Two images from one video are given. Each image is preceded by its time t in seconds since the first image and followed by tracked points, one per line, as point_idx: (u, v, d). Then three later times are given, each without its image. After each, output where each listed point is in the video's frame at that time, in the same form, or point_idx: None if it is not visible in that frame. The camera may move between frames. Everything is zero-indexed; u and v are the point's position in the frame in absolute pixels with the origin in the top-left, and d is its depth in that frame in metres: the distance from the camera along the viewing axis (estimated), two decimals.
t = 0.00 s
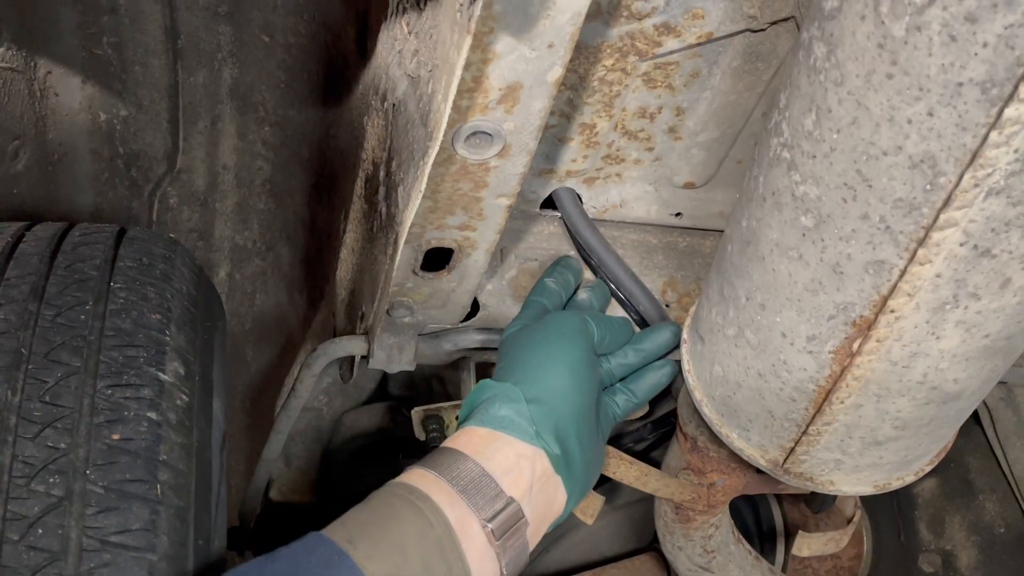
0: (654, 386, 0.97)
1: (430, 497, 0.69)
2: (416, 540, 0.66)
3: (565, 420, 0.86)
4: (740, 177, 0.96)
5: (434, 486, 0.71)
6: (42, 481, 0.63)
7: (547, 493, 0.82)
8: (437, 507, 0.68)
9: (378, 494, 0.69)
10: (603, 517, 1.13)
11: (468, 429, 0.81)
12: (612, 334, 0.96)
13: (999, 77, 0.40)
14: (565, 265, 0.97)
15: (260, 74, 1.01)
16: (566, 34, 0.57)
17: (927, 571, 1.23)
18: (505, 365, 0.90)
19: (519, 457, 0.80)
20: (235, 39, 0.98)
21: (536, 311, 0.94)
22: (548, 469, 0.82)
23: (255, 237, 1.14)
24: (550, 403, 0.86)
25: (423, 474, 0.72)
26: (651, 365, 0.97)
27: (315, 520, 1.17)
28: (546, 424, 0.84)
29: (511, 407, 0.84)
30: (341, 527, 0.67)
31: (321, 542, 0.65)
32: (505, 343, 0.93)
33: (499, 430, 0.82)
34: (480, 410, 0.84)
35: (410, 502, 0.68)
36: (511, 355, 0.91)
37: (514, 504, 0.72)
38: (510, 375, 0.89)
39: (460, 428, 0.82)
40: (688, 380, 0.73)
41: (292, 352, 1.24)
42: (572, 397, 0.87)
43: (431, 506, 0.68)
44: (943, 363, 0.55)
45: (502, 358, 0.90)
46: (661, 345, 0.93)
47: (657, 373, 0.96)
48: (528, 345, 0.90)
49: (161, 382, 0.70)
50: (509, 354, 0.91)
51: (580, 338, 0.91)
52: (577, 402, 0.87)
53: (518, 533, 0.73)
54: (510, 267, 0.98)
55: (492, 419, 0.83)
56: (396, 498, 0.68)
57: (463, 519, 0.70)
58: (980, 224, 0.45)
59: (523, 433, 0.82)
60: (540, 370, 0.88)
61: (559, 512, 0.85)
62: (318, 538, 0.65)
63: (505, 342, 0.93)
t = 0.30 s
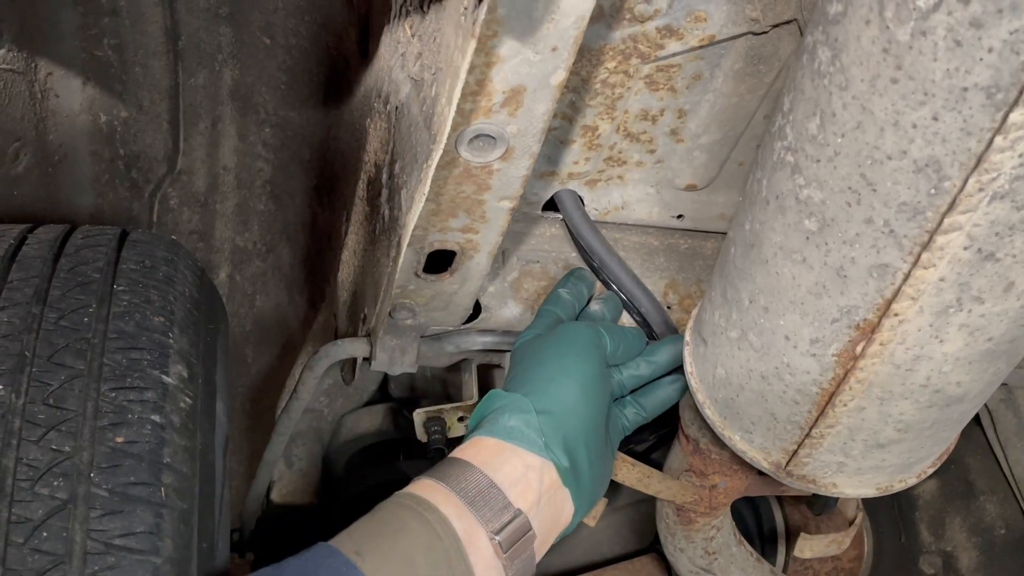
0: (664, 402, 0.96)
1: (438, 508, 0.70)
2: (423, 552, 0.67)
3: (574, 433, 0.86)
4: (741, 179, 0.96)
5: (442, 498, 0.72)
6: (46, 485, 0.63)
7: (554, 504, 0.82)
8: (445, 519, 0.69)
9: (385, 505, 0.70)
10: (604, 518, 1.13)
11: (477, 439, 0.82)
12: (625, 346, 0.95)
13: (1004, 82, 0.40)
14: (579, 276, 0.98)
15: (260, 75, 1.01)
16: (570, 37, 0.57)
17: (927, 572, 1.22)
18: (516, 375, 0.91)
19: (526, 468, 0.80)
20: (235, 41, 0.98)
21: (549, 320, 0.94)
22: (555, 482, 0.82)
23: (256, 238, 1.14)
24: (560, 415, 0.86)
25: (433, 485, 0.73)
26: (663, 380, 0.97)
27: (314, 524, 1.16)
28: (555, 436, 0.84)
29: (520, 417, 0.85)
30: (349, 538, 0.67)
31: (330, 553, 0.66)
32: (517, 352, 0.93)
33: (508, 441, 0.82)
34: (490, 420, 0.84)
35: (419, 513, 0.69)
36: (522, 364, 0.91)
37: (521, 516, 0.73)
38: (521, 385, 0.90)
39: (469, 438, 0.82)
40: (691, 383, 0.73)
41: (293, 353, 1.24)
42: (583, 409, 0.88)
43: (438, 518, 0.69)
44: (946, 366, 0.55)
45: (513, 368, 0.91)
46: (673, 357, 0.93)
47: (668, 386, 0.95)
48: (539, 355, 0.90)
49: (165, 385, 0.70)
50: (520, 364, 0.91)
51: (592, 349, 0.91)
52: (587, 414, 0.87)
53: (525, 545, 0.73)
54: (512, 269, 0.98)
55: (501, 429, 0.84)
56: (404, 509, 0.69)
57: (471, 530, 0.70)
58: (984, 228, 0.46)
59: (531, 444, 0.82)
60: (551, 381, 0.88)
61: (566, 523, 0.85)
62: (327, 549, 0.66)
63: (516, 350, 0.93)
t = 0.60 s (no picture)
0: (665, 404, 0.97)
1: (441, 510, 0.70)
2: (427, 553, 0.67)
3: (578, 436, 0.85)
4: (740, 178, 0.96)
5: (445, 499, 0.72)
6: (48, 484, 0.63)
7: (555, 507, 0.82)
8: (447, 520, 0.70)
9: (389, 507, 0.70)
10: (604, 517, 1.13)
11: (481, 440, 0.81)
12: (629, 347, 0.94)
13: (1005, 81, 0.40)
14: (581, 279, 0.98)
15: (260, 74, 1.01)
16: (571, 36, 0.57)
17: (927, 571, 1.23)
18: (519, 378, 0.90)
19: (530, 471, 0.80)
20: (235, 40, 0.98)
21: (554, 323, 0.94)
22: (557, 485, 0.82)
23: (255, 237, 1.13)
24: (564, 419, 0.85)
25: (436, 488, 0.73)
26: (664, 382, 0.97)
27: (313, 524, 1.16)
28: (559, 439, 0.84)
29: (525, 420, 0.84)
30: (352, 540, 0.67)
31: (334, 555, 0.66)
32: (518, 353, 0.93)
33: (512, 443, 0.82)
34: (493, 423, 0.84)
35: (422, 516, 0.69)
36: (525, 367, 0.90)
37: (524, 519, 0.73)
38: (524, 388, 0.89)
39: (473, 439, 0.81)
40: (692, 382, 0.73)
41: (293, 352, 1.24)
42: (587, 413, 0.87)
43: (442, 521, 0.69)
44: (947, 365, 0.55)
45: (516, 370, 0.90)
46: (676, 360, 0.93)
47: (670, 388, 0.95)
48: (543, 359, 0.90)
49: (166, 384, 0.70)
50: (523, 366, 0.91)
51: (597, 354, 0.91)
52: (591, 418, 0.87)
53: (527, 548, 0.74)
54: (513, 268, 0.98)
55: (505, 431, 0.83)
56: (407, 512, 0.69)
57: (474, 534, 0.71)
58: (985, 227, 0.46)
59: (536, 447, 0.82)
60: (555, 385, 0.88)
61: (567, 527, 0.85)
62: (330, 552, 0.66)
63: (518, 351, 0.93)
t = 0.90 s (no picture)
0: (654, 407, 0.98)
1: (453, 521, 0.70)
2: (436, 562, 0.68)
3: (592, 441, 0.86)
4: (740, 176, 0.96)
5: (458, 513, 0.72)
6: (49, 482, 0.63)
7: (575, 514, 0.81)
8: (456, 530, 0.70)
9: (400, 518, 0.71)
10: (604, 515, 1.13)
11: (497, 451, 0.82)
12: (622, 352, 0.95)
13: (1006, 80, 0.41)
14: (574, 283, 0.98)
15: (259, 72, 1.02)
16: (571, 34, 0.57)
17: (925, 569, 1.23)
18: (527, 391, 0.91)
19: (546, 482, 0.80)
20: (234, 38, 0.99)
21: (551, 328, 0.94)
22: (579, 492, 0.82)
23: (254, 236, 1.13)
24: (577, 425, 0.86)
25: (447, 498, 0.73)
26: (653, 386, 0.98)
27: (314, 524, 1.17)
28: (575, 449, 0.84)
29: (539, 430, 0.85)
30: (362, 551, 0.68)
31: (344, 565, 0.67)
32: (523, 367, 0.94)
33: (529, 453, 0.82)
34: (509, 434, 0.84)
35: (430, 526, 0.69)
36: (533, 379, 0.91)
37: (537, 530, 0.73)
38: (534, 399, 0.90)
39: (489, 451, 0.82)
40: (692, 380, 0.73)
41: (292, 350, 1.24)
42: (599, 418, 0.88)
43: (452, 532, 0.69)
44: (946, 363, 0.55)
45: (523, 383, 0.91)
46: (664, 364, 0.95)
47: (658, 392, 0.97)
48: (549, 369, 0.91)
49: (167, 382, 0.70)
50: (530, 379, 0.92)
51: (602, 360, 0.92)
52: (603, 423, 0.88)
53: (541, 559, 0.74)
54: (512, 266, 0.98)
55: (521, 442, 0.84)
56: (417, 523, 0.70)
57: (486, 544, 0.70)
58: (985, 225, 0.46)
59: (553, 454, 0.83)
60: (564, 393, 0.89)
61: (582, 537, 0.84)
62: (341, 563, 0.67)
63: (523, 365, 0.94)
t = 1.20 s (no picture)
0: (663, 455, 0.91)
1: None
2: None
3: (640, 528, 0.81)
4: (739, 172, 0.96)
5: None
6: (49, 477, 0.63)
7: None
8: None
9: None
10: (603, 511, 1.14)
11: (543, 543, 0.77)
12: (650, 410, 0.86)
13: (1007, 74, 0.41)
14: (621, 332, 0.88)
15: (257, 69, 1.01)
16: (571, 30, 0.57)
17: (924, 565, 1.26)
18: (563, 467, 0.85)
19: None
20: (232, 35, 0.99)
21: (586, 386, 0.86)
22: None
23: (252, 233, 1.12)
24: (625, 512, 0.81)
25: None
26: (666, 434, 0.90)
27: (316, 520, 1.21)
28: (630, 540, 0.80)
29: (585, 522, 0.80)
30: None
31: None
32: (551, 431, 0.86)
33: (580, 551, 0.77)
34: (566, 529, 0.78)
35: None
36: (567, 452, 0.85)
37: None
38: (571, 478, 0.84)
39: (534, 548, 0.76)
40: (691, 376, 0.73)
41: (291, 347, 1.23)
42: (648, 497, 0.83)
43: None
44: (946, 358, 0.55)
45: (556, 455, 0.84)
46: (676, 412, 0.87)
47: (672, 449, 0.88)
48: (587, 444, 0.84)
49: (166, 378, 0.70)
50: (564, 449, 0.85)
51: (649, 431, 0.85)
52: (652, 504, 0.83)
53: None
54: (511, 263, 0.98)
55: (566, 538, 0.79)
56: None
57: None
58: (986, 220, 0.46)
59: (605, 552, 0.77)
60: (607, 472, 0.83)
61: None
62: None
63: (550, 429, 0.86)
